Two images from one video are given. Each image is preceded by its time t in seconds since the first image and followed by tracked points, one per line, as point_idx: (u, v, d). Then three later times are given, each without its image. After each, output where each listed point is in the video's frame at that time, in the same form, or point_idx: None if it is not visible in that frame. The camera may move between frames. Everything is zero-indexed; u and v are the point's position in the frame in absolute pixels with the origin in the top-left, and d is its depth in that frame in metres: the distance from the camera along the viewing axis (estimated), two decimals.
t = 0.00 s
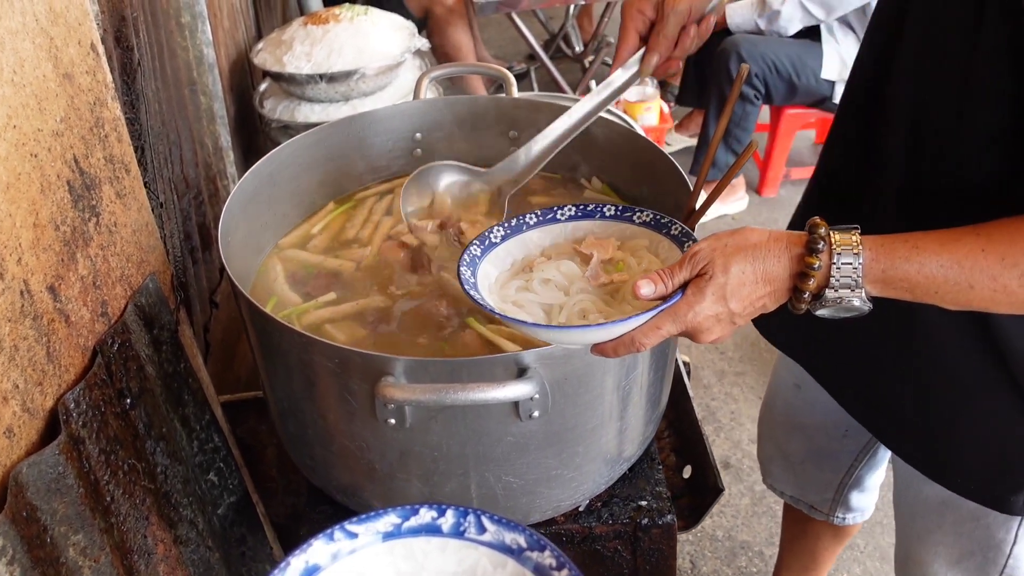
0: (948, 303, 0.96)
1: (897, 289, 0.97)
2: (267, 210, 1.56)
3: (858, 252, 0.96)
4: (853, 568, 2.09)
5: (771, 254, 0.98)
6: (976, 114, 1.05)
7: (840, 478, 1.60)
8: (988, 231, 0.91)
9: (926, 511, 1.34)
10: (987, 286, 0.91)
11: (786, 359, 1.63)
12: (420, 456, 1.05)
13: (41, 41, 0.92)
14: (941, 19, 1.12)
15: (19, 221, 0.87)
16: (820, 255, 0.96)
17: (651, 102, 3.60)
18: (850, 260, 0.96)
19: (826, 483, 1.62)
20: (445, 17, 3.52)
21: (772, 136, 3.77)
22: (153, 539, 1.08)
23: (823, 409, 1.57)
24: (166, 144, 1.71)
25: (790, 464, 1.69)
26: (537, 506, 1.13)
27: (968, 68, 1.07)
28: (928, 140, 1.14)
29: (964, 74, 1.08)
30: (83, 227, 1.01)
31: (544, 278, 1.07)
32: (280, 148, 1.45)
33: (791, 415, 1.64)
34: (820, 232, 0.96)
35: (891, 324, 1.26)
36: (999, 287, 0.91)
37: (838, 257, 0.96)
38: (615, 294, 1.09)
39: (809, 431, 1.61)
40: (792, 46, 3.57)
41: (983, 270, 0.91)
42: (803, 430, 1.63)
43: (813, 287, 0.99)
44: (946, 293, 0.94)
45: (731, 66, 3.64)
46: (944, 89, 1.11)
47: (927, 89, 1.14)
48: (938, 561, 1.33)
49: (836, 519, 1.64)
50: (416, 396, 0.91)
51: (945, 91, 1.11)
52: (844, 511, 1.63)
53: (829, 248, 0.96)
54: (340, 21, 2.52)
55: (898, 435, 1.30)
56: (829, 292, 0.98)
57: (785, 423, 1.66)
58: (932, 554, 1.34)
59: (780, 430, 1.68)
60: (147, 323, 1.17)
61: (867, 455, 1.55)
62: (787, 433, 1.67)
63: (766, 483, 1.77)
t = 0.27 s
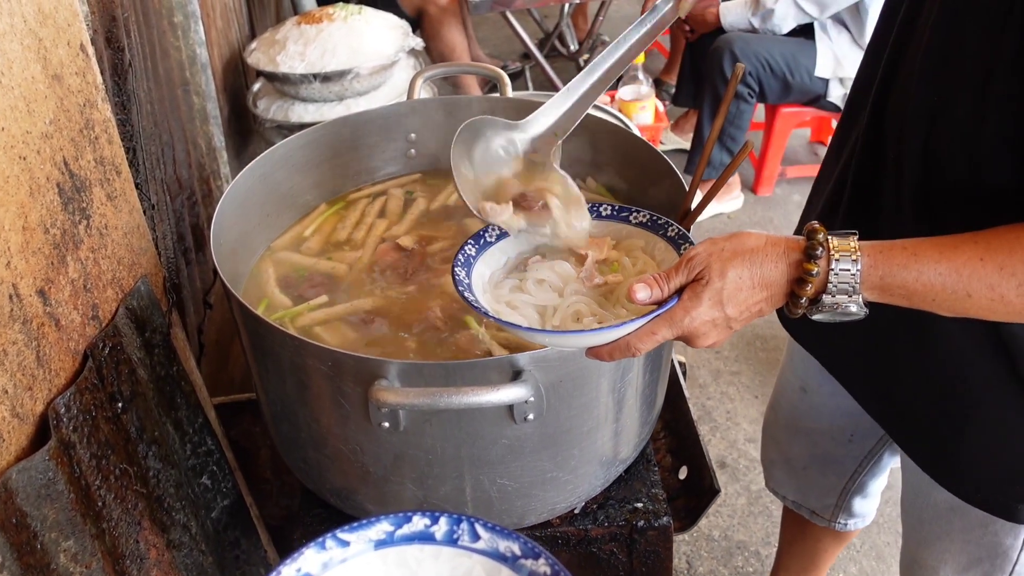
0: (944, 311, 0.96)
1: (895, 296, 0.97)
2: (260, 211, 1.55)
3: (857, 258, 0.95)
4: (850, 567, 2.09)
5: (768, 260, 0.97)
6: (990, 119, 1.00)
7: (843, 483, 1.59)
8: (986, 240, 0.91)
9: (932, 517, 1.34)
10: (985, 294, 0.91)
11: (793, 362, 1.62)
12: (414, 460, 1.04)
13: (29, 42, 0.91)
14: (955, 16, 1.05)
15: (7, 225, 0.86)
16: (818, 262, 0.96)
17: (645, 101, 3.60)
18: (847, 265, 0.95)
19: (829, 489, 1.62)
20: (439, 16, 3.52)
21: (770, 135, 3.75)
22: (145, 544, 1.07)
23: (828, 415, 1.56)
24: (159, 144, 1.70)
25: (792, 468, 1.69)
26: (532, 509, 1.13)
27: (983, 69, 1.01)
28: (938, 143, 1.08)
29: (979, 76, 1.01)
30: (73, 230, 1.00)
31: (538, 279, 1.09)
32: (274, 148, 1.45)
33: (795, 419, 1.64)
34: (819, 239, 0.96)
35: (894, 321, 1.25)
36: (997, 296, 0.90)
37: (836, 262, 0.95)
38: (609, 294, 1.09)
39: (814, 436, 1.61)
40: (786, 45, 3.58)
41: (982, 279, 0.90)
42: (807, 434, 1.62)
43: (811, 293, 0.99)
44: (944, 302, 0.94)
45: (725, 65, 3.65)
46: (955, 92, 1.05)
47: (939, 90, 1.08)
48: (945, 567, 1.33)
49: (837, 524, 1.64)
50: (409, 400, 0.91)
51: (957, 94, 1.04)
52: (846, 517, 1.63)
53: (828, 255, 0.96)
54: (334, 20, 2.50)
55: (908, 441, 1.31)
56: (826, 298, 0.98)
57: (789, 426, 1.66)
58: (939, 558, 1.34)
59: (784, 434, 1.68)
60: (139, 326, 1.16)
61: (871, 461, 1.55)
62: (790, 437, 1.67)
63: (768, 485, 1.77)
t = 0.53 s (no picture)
0: (942, 313, 0.96)
1: (893, 299, 0.97)
2: (254, 211, 1.55)
3: (854, 263, 0.95)
4: (847, 566, 2.09)
5: (765, 266, 0.97)
6: (992, 119, 0.99)
7: (839, 480, 1.59)
8: (983, 240, 0.91)
9: (934, 516, 1.33)
10: (983, 296, 0.91)
11: (787, 361, 1.61)
12: (409, 462, 1.04)
13: (18, 43, 0.90)
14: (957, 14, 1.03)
15: None
16: (815, 267, 0.96)
17: (641, 98, 3.59)
18: (846, 270, 0.95)
19: (825, 486, 1.62)
20: (434, 15, 3.51)
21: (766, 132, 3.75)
22: (139, 548, 1.07)
23: (824, 413, 1.56)
24: (151, 144, 1.69)
25: (789, 466, 1.69)
26: (527, 510, 1.13)
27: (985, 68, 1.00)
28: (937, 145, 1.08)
29: (980, 76, 1.00)
30: (63, 231, 0.99)
31: (533, 280, 1.08)
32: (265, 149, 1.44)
33: (791, 417, 1.64)
34: (817, 244, 0.96)
35: (893, 324, 1.26)
36: (996, 297, 0.90)
37: (834, 267, 0.95)
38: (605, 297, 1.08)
39: (809, 433, 1.61)
40: (783, 42, 3.58)
41: (981, 281, 0.90)
42: (802, 432, 1.62)
43: (809, 299, 0.98)
44: (942, 304, 0.94)
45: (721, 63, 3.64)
46: (956, 91, 1.04)
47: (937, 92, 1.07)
48: (948, 566, 1.33)
49: (834, 521, 1.64)
50: (403, 403, 0.90)
51: (955, 97, 1.04)
52: (843, 512, 1.63)
53: (825, 260, 0.96)
54: (328, 19, 2.49)
55: (906, 438, 1.31)
56: (825, 302, 0.98)
57: (785, 425, 1.66)
58: (942, 557, 1.33)
59: (780, 432, 1.68)
60: (132, 328, 1.15)
61: (867, 458, 1.54)
62: (786, 435, 1.67)
63: (766, 483, 1.77)
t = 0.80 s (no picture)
0: (941, 309, 0.96)
1: (892, 297, 0.96)
2: (251, 211, 1.54)
3: (852, 264, 0.95)
4: (844, 564, 2.10)
5: (764, 270, 0.97)
6: (964, 122, 1.01)
7: (830, 475, 1.60)
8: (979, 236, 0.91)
9: (930, 511, 1.32)
10: (981, 291, 0.91)
11: (773, 360, 1.62)
12: (406, 462, 1.03)
13: (13, 42, 0.90)
14: (921, 22, 1.05)
15: None
16: (814, 271, 0.96)
17: (639, 96, 3.59)
18: (843, 271, 0.95)
19: (816, 481, 1.63)
20: (432, 13, 3.50)
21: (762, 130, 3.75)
22: (135, 547, 1.07)
23: (812, 409, 1.56)
24: (148, 143, 1.69)
25: (779, 462, 1.69)
26: (525, 510, 1.13)
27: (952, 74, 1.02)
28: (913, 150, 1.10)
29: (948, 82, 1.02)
30: (59, 231, 0.99)
31: (531, 279, 1.07)
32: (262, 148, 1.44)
33: (779, 415, 1.64)
34: (813, 248, 0.96)
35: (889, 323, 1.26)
36: (994, 291, 0.90)
37: (832, 268, 0.95)
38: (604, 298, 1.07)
39: (799, 430, 1.61)
40: (782, 40, 3.57)
41: (978, 276, 0.90)
42: (792, 430, 1.62)
43: (808, 302, 0.99)
44: (941, 301, 0.94)
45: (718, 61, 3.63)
46: (927, 97, 1.05)
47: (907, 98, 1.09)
48: (945, 561, 1.31)
49: (827, 514, 1.64)
50: (401, 403, 0.90)
51: (925, 101, 1.06)
52: (835, 507, 1.63)
53: (823, 263, 0.96)
54: (326, 17, 2.49)
55: (902, 437, 1.30)
56: (824, 305, 0.98)
57: (774, 423, 1.66)
58: (940, 551, 1.31)
59: (770, 430, 1.68)
60: (128, 328, 1.15)
61: (858, 451, 1.55)
62: (776, 433, 1.67)
63: (757, 480, 1.76)
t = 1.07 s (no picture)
0: (942, 293, 0.95)
1: (892, 285, 0.96)
2: (250, 209, 1.54)
3: (851, 254, 0.95)
4: (844, 561, 2.10)
5: (763, 266, 0.97)
6: (935, 107, 1.03)
7: (821, 467, 1.60)
8: (975, 216, 0.91)
9: (916, 499, 1.32)
10: (980, 271, 0.90)
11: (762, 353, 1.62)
12: (407, 460, 1.03)
13: (12, 40, 0.90)
14: (883, 14, 1.09)
15: None
16: (813, 263, 0.96)
17: (639, 94, 3.59)
18: (843, 262, 0.95)
19: (807, 472, 1.63)
20: (432, 10, 3.50)
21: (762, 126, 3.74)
22: (136, 545, 1.07)
23: (800, 401, 1.56)
24: (148, 141, 1.69)
25: (771, 455, 1.69)
26: (525, 508, 1.13)
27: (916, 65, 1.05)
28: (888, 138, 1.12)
29: (913, 72, 1.06)
30: (59, 229, 0.99)
31: (532, 278, 1.07)
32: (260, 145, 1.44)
33: (769, 408, 1.64)
34: (811, 240, 0.96)
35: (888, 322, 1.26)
36: (994, 271, 0.90)
37: (831, 260, 0.95)
38: (605, 296, 1.07)
39: (789, 423, 1.61)
40: (781, 38, 3.61)
41: (976, 256, 0.90)
42: (783, 422, 1.62)
43: (809, 294, 0.98)
44: (940, 285, 0.94)
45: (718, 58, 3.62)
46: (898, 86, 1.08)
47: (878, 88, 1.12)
48: (932, 548, 1.30)
49: (819, 506, 1.64)
50: (401, 401, 0.90)
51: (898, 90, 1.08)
52: (827, 498, 1.63)
53: (821, 255, 0.96)
54: (325, 14, 2.48)
55: (894, 435, 1.28)
56: (824, 297, 0.98)
57: (765, 415, 1.66)
58: (927, 538, 1.31)
59: (762, 423, 1.68)
60: (128, 326, 1.15)
61: (845, 443, 1.54)
62: (767, 425, 1.67)
63: (752, 472, 1.77)
